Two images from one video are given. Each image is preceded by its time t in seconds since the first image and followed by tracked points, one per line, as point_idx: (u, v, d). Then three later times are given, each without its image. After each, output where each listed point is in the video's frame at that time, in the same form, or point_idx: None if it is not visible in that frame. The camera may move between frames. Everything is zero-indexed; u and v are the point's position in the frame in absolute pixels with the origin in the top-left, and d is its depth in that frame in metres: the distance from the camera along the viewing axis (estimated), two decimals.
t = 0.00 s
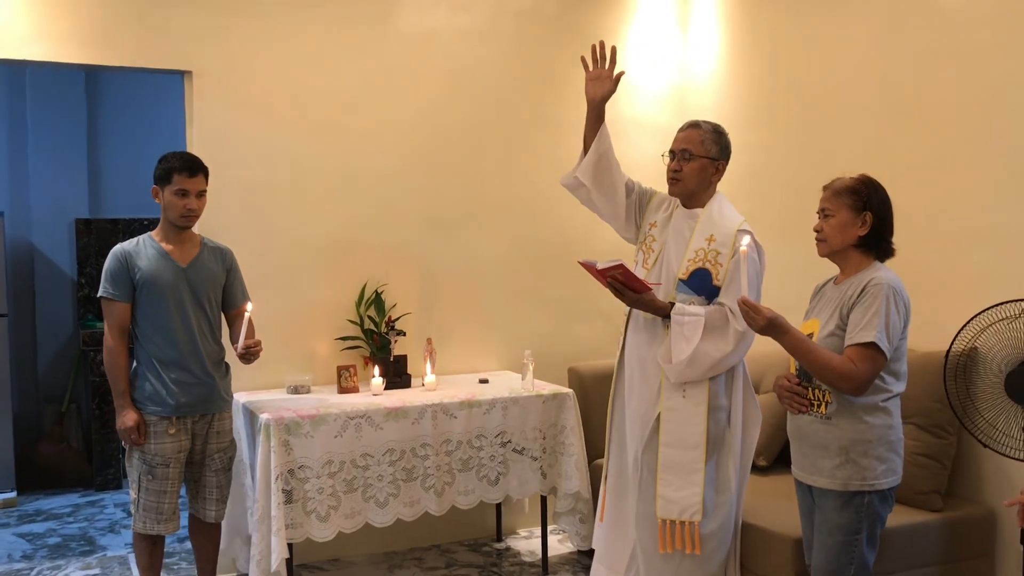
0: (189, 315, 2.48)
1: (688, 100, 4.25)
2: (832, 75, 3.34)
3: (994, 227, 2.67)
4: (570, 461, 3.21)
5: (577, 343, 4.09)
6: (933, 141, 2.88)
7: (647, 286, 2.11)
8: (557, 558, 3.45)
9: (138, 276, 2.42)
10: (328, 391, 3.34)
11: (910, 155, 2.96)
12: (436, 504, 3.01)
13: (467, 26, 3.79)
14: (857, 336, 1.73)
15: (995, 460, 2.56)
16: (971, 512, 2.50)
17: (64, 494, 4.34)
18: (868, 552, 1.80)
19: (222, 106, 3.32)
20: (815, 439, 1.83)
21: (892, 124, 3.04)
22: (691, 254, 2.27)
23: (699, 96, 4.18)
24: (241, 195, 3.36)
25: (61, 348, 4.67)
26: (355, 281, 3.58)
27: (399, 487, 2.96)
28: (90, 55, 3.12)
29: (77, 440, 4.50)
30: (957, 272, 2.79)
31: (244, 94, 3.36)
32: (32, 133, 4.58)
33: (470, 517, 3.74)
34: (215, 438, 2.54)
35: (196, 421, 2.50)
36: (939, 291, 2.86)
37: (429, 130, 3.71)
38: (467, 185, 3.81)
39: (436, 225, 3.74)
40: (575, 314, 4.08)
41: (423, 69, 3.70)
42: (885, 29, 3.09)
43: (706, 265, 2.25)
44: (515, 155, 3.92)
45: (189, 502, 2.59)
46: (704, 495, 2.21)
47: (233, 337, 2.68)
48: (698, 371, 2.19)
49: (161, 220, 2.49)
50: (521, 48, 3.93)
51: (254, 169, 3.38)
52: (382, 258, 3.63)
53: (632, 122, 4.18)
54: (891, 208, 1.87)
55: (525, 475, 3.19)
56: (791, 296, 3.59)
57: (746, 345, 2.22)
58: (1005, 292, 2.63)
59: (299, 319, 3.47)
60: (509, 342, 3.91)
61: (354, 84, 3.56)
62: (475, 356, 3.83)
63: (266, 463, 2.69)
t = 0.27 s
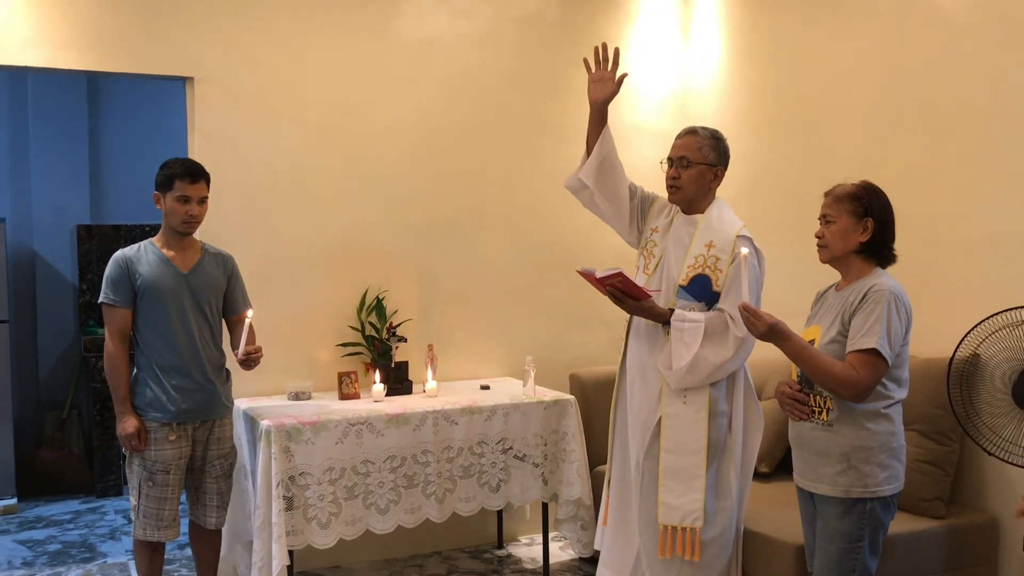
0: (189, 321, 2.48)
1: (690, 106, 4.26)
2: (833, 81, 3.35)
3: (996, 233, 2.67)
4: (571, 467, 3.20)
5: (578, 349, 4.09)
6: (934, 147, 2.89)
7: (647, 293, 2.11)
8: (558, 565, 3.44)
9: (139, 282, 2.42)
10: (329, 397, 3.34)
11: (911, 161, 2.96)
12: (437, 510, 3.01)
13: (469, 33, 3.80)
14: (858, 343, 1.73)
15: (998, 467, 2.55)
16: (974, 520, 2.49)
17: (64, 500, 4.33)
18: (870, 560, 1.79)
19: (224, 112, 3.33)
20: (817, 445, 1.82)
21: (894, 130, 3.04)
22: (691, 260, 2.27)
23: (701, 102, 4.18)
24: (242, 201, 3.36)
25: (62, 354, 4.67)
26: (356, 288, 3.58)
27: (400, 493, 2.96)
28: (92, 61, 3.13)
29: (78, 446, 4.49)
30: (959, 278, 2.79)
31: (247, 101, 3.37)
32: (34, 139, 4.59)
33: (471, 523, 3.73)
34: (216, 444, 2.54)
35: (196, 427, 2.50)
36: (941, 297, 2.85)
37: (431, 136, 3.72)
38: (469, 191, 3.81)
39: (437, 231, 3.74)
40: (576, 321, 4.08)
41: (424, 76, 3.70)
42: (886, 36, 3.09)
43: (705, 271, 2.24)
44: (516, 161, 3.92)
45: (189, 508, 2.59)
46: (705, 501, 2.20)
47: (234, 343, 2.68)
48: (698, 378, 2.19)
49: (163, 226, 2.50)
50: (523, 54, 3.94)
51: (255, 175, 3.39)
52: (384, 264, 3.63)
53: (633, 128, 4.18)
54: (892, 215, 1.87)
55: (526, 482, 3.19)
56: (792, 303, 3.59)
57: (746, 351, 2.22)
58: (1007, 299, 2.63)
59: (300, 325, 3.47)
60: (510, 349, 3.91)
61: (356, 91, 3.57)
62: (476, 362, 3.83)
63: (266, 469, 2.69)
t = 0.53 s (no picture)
0: (181, 326, 2.46)
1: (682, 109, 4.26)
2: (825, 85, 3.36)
3: (987, 236, 2.68)
4: (566, 471, 3.20)
5: (571, 353, 4.08)
6: (927, 151, 2.90)
7: (640, 303, 2.11)
8: (552, 569, 3.43)
9: (130, 287, 2.41)
10: (322, 402, 3.32)
11: (904, 164, 2.97)
12: (431, 516, 3.00)
13: (461, 36, 3.80)
14: (852, 346, 1.73)
15: (992, 469, 2.56)
16: (969, 523, 2.49)
17: (53, 507, 4.29)
18: (866, 563, 1.79)
19: (215, 116, 3.31)
20: (812, 449, 1.82)
21: (886, 133, 3.05)
22: (684, 264, 2.27)
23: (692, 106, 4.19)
24: (234, 205, 3.35)
25: (51, 360, 4.63)
26: (348, 292, 3.56)
27: (394, 499, 2.94)
28: (82, 65, 3.12)
29: (67, 452, 4.45)
30: (951, 281, 2.80)
31: (239, 105, 3.36)
32: (23, 144, 4.57)
33: (464, 528, 3.71)
34: (208, 450, 2.52)
35: (188, 433, 2.48)
36: (933, 300, 2.86)
37: (424, 140, 3.71)
38: (462, 195, 3.80)
39: (430, 235, 3.73)
40: (570, 325, 4.08)
41: (417, 79, 3.70)
42: (878, 40, 3.11)
43: (699, 275, 2.25)
44: (509, 165, 3.92)
45: (181, 515, 2.57)
46: (704, 504, 2.21)
47: (226, 348, 2.66)
48: (696, 383, 2.19)
49: (154, 231, 2.48)
50: (515, 58, 3.93)
51: (247, 179, 3.37)
52: (376, 269, 3.62)
53: (626, 132, 4.19)
54: (886, 218, 1.87)
55: (520, 487, 3.18)
56: (785, 306, 3.60)
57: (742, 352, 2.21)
58: (1000, 301, 2.64)
59: (293, 330, 3.46)
60: (503, 353, 3.90)
61: (349, 94, 3.56)
62: (470, 367, 3.82)
63: (260, 475, 2.67)
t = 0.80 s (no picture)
0: (163, 328, 2.43)
1: (665, 111, 4.29)
2: (808, 87, 3.39)
3: (968, 238, 2.72)
4: (551, 473, 3.21)
5: (555, 354, 4.09)
6: (908, 153, 2.93)
7: (627, 314, 2.11)
8: (536, 571, 3.43)
9: (112, 288, 2.38)
10: (305, 405, 3.30)
11: (886, 166, 3.01)
12: (415, 518, 2.99)
13: (446, 37, 3.79)
14: (836, 348, 1.74)
15: (973, 469, 2.59)
16: (951, 522, 2.52)
17: (30, 512, 4.23)
18: (851, 563, 1.81)
19: (198, 116, 3.29)
20: (797, 450, 1.83)
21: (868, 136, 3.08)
22: (668, 266, 2.28)
23: (675, 107, 4.21)
24: (217, 206, 3.32)
25: (28, 362, 4.57)
26: (332, 293, 3.54)
27: (378, 501, 2.93)
28: (61, 63, 3.08)
29: (45, 456, 4.39)
30: (932, 282, 2.83)
31: (222, 105, 3.33)
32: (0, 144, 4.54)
33: (449, 530, 3.71)
34: (190, 453, 2.50)
35: (171, 436, 2.45)
36: (914, 301, 2.89)
37: (408, 141, 3.71)
38: (446, 196, 3.80)
39: (415, 236, 3.72)
40: (554, 326, 4.08)
41: (402, 80, 3.69)
42: (860, 43, 3.14)
43: (683, 276, 2.26)
44: (494, 166, 3.92)
45: (164, 519, 2.54)
46: (693, 505, 2.22)
47: (209, 351, 2.64)
48: (687, 388, 2.21)
49: (136, 232, 2.45)
50: (500, 59, 3.93)
51: (230, 180, 3.35)
52: (360, 270, 3.61)
53: (610, 134, 4.20)
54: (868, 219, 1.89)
55: (505, 489, 3.18)
56: (768, 307, 3.62)
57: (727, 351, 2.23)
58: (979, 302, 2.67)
59: (276, 332, 3.43)
60: (487, 354, 3.90)
61: (333, 94, 3.55)
62: (454, 368, 3.81)
63: (243, 479, 2.65)
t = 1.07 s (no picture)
0: (135, 327, 2.39)
1: (641, 111, 4.31)
2: (782, 90, 3.43)
3: (938, 239, 2.77)
4: (526, 472, 3.20)
5: (531, 354, 4.09)
6: (880, 156, 2.98)
7: (600, 315, 2.11)
8: (512, 571, 3.43)
9: (83, 286, 2.33)
10: (279, 404, 3.27)
11: (858, 168, 3.05)
12: (390, 518, 2.97)
13: (423, 35, 3.78)
14: (813, 346, 1.76)
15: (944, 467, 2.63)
16: (923, 519, 2.56)
17: None
18: (827, 560, 1.82)
19: (170, 112, 3.24)
20: (775, 448, 1.85)
21: (841, 139, 3.13)
22: (643, 265, 2.29)
23: (650, 107, 4.24)
24: (190, 203, 3.28)
25: None
26: (307, 292, 3.51)
27: (353, 501, 2.91)
28: (30, 57, 3.02)
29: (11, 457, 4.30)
30: (903, 283, 2.87)
31: (195, 101, 3.29)
32: None
33: (424, 530, 3.69)
34: (163, 453, 2.46)
35: (143, 436, 2.41)
36: (886, 301, 2.94)
37: (384, 139, 3.69)
38: (423, 195, 3.78)
39: (391, 235, 3.70)
40: (530, 325, 4.08)
41: (378, 77, 3.67)
42: (833, 47, 3.18)
43: (658, 274, 2.27)
44: (470, 165, 3.91)
45: (135, 520, 2.50)
46: (667, 503, 2.23)
47: (182, 350, 2.60)
48: (662, 385, 2.21)
49: (107, 229, 2.41)
50: (476, 58, 3.93)
51: (203, 177, 3.30)
52: (336, 269, 3.58)
53: (586, 133, 4.23)
54: (843, 218, 1.91)
55: (481, 488, 3.17)
56: (742, 307, 3.66)
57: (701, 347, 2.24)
58: (949, 303, 2.72)
59: (250, 331, 3.40)
60: (463, 354, 3.89)
61: (308, 91, 3.52)
62: (430, 368, 3.79)
63: (216, 479, 2.61)
